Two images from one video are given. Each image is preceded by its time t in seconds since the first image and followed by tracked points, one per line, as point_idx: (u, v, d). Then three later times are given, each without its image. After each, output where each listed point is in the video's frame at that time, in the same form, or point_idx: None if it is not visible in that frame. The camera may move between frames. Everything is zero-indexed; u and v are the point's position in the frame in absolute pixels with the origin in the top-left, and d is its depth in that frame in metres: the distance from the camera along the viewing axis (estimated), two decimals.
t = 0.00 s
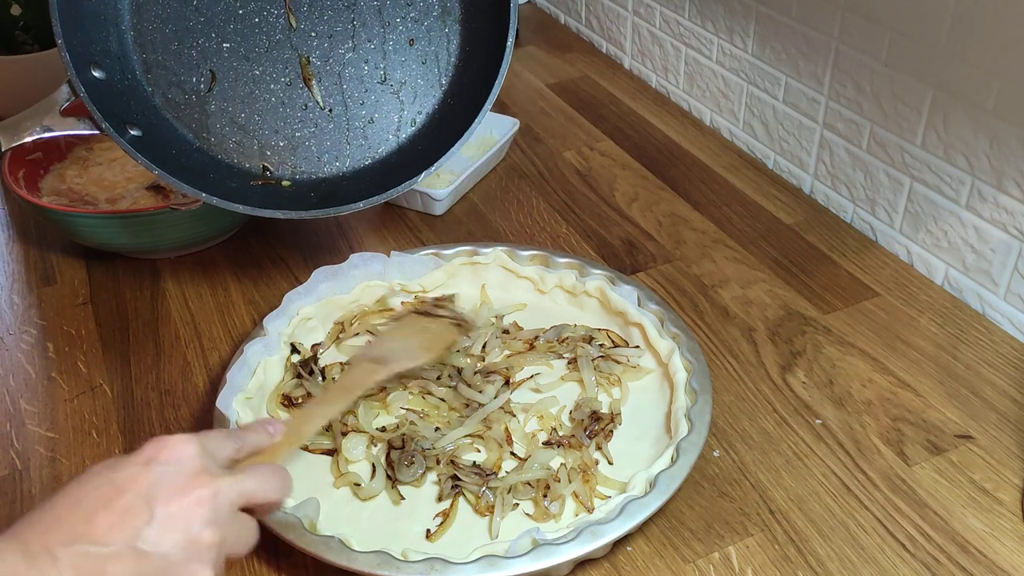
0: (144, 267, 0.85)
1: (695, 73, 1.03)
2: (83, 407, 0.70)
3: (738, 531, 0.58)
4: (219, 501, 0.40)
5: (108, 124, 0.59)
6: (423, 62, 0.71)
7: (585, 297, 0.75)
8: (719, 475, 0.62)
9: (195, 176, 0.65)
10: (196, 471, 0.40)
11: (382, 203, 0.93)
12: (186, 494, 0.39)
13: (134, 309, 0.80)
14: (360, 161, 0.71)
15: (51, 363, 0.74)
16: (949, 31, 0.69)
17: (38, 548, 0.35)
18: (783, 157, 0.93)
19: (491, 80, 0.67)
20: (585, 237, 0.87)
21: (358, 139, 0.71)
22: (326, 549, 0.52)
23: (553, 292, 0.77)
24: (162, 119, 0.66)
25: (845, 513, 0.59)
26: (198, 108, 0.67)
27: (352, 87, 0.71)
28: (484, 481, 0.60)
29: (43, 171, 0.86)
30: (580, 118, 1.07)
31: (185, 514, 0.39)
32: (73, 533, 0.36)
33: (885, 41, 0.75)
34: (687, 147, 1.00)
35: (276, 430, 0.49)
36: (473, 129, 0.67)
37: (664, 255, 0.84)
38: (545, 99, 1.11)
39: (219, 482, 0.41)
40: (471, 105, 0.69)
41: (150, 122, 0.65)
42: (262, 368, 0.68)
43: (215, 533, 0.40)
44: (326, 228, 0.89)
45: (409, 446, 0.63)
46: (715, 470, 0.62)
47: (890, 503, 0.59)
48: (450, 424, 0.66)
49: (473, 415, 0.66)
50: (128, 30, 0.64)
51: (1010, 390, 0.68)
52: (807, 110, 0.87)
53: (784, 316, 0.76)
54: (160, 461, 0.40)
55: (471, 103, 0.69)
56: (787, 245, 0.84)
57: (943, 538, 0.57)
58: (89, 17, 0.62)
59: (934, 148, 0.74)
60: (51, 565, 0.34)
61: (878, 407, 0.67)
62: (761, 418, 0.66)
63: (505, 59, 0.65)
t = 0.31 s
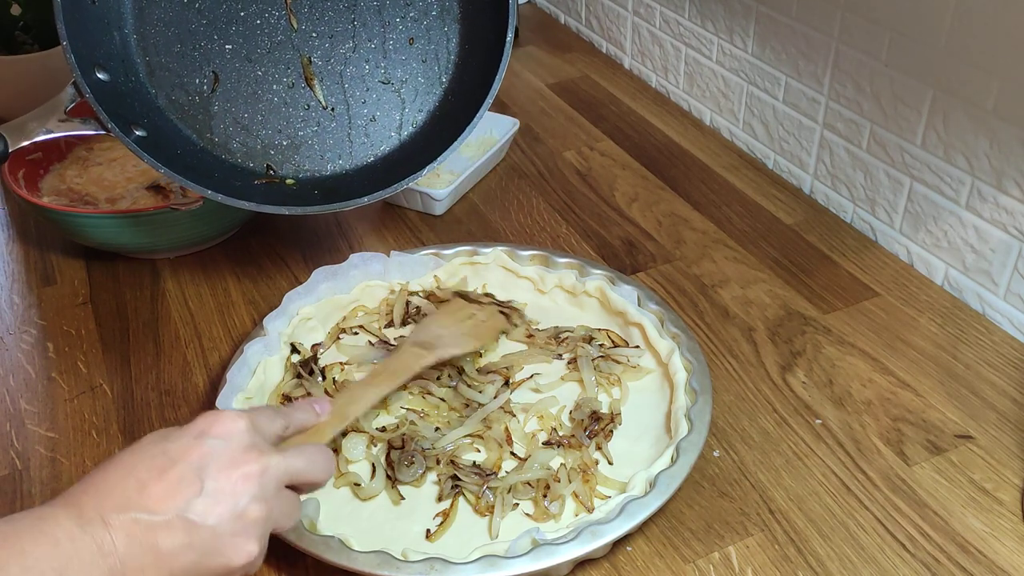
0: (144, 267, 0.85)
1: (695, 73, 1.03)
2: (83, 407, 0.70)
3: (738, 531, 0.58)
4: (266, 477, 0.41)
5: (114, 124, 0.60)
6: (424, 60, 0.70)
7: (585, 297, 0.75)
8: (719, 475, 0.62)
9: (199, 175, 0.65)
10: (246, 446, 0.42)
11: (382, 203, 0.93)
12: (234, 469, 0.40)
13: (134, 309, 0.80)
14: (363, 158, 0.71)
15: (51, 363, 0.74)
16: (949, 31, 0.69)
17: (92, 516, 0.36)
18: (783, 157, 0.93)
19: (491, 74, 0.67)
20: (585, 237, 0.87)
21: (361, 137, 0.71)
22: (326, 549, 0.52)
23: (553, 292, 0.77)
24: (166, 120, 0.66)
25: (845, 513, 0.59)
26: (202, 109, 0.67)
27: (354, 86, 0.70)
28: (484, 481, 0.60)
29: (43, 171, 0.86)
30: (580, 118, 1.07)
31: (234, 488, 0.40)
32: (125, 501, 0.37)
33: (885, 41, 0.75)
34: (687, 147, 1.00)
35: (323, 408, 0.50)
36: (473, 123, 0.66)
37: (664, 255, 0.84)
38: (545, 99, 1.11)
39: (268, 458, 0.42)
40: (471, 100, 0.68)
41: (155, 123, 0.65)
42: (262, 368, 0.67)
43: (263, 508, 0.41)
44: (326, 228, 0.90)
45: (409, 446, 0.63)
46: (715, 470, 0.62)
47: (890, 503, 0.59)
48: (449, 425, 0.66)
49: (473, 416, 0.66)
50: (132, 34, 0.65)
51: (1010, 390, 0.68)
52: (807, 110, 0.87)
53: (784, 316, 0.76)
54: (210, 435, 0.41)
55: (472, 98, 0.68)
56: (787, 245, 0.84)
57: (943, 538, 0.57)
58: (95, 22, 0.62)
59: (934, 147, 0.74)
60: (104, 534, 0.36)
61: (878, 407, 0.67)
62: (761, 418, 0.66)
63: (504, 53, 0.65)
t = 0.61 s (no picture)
0: (144, 267, 0.85)
1: (695, 73, 1.03)
2: (83, 407, 0.70)
3: (738, 531, 0.58)
4: (387, 491, 0.43)
5: (115, 120, 0.59)
6: (423, 55, 0.71)
7: (585, 297, 0.75)
8: (719, 475, 0.62)
9: (200, 170, 0.64)
10: (364, 460, 0.43)
11: (382, 203, 0.93)
12: (358, 485, 0.42)
13: (134, 309, 0.80)
14: (362, 153, 0.71)
15: (51, 363, 0.74)
16: (949, 31, 0.69)
17: (224, 535, 0.37)
18: (783, 157, 0.93)
19: (491, 65, 0.67)
20: (585, 237, 0.87)
21: (361, 131, 0.71)
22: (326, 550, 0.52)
23: (553, 292, 0.77)
24: (166, 117, 0.65)
25: (845, 513, 0.59)
26: (202, 106, 0.67)
27: (353, 82, 0.71)
28: (484, 481, 0.60)
29: (43, 170, 0.86)
30: (580, 118, 1.07)
31: (359, 502, 0.41)
32: (255, 521, 0.38)
33: (885, 41, 0.75)
34: (687, 147, 1.00)
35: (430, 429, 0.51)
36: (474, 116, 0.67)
37: (664, 255, 0.84)
38: (545, 99, 1.11)
39: (388, 473, 0.43)
40: (471, 93, 0.69)
41: (156, 119, 0.65)
42: (262, 368, 0.67)
43: (387, 522, 0.42)
44: (326, 228, 0.90)
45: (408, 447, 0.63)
46: (715, 470, 0.62)
47: (890, 503, 0.59)
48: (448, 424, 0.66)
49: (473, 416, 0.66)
50: (132, 31, 0.65)
51: (1009, 390, 0.68)
52: (807, 110, 0.87)
53: (784, 316, 0.76)
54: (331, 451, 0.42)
55: (471, 92, 0.69)
56: (787, 245, 0.84)
57: (943, 538, 0.57)
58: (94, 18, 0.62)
59: (934, 147, 0.74)
60: (236, 551, 0.37)
61: (878, 407, 0.67)
62: (761, 418, 0.66)
63: (504, 45, 0.65)
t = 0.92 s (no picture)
0: (143, 267, 0.85)
1: (695, 73, 1.03)
2: (83, 406, 0.70)
3: (738, 531, 0.58)
4: (401, 499, 0.41)
5: (121, 114, 0.60)
6: (433, 45, 0.70)
7: (585, 297, 0.75)
8: (719, 475, 0.62)
9: (208, 165, 0.64)
10: (379, 468, 0.41)
11: (381, 204, 0.93)
12: (371, 493, 0.40)
13: (134, 309, 0.80)
14: (373, 145, 0.70)
15: (51, 363, 0.74)
16: (949, 32, 0.69)
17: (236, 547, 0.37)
18: (783, 157, 0.93)
19: (501, 54, 0.67)
20: (585, 237, 0.87)
21: (371, 123, 0.71)
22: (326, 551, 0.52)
23: (553, 292, 0.77)
24: (174, 110, 0.66)
25: (845, 513, 0.59)
26: (210, 99, 0.67)
27: (363, 73, 0.70)
28: (483, 481, 0.60)
29: (43, 171, 0.86)
30: (580, 118, 1.07)
31: (374, 512, 0.40)
32: (269, 533, 0.37)
33: (885, 41, 0.75)
34: (687, 147, 1.00)
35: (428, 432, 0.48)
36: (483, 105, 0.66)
37: (664, 255, 0.84)
38: (545, 99, 1.11)
39: (402, 481, 0.41)
40: (482, 82, 0.68)
41: (163, 113, 0.65)
42: (262, 368, 0.67)
43: (401, 530, 0.40)
44: (326, 228, 0.90)
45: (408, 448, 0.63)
46: (715, 470, 0.62)
47: (890, 503, 0.59)
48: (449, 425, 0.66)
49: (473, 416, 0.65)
50: (139, 25, 0.65)
51: (1010, 390, 0.68)
52: (807, 110, 0.87)
53: (784, 316, 0.76)
54: (345, 461, 0.40)
55: (482, 81, 0.68)
56: (787, 245, 0.84)
57: (943, 538, 0.57)
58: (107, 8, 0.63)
59: (934, 147, 0.74)
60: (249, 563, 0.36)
61: (878, 407, 0.67)
62: (761, 418, 0.66)
63: (515, 34, 0.65)
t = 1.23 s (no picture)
0: (143, 267, 0.85)
1: (695, 73, 1.03)
2: (83, 406, 0.70)
3: (738, 531, 0.58)
4: (383, 496, 0.44)
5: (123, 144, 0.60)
6: (441, 87, 0.71)
7: (585, 297, 0.75)
8: (719, 475, 0.62)
9: (208, 199, 0.65)
10: (366, 463, 0.43)
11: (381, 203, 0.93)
12: (356, 485, 0.42)
13: (135, 309, 0.80)
14: (374, 184, 0.71)
15: (51, 363, 0.74)
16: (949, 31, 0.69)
17: (221, 526, 0.37)
18: (783, 157, 0.93)
19: (510, 107, 0.68)
20: (585, 237, 0.87)
21: (374, 161, 0.71)
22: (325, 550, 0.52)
23: (553, 292, 0.77)
24: (176, 139, 0.66)
25: (845, 513, 0.59)
26: (213, 128, 0.67)
27: (368, 109, 0.71)
28: (484, 481, 0.60)
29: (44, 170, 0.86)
30: (580, 118, 1.07)
31: (357, 505, 0.42)
32: (255, 511, 0.38)
33: (885, 41, 0.75)
34: (687, 147, 1.00)
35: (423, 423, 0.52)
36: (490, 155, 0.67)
37: (664, 255, 0.84)
38: (545, 99, 1.11)
39: (387, 478, 0.44)
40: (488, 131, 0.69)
41: (164, 142, 0.65)
42: (262, 368, 0.67)
43: (379, 525, 0.43)
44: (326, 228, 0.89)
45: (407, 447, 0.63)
46: (715, 470, 0.62)
47: (890, 504, 0.59)
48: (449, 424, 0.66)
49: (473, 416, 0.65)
50: (146, 49, 0.65)
51: (1010, 390, 0.68)
52: (807, 110, 0.87)
53: (784, 316, 0.76)
54: (337, 449, 0.43)
55: (489, 131, 0.69)
56: (787, 245, 0.84)
57: (943, 538, 0.57)
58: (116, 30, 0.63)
59: (934, 147, 0.74)
60: (230, 542, 0.37)
61: (878, 406, 0.67)
62: (761, 418, 0.66)
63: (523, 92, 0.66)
